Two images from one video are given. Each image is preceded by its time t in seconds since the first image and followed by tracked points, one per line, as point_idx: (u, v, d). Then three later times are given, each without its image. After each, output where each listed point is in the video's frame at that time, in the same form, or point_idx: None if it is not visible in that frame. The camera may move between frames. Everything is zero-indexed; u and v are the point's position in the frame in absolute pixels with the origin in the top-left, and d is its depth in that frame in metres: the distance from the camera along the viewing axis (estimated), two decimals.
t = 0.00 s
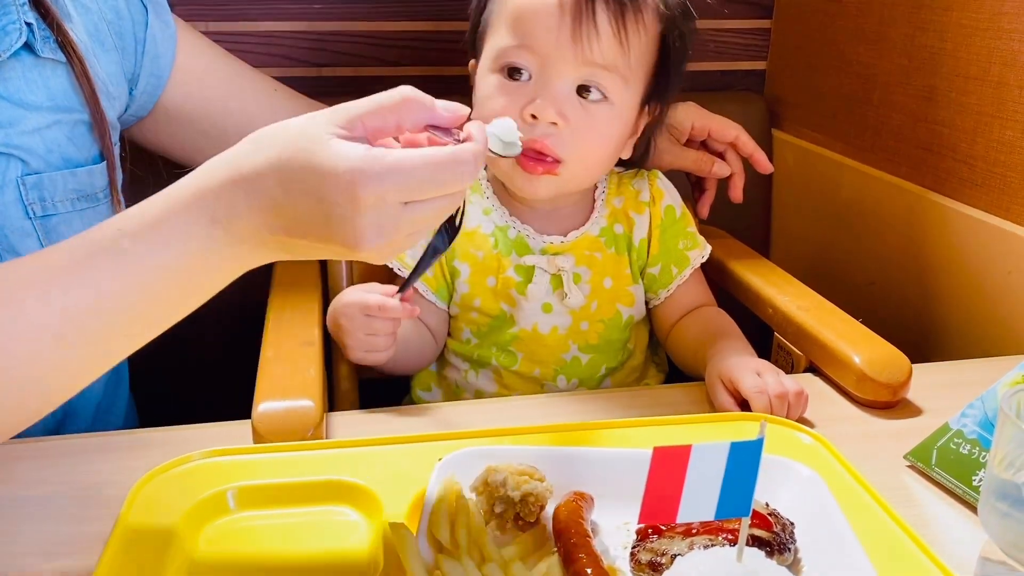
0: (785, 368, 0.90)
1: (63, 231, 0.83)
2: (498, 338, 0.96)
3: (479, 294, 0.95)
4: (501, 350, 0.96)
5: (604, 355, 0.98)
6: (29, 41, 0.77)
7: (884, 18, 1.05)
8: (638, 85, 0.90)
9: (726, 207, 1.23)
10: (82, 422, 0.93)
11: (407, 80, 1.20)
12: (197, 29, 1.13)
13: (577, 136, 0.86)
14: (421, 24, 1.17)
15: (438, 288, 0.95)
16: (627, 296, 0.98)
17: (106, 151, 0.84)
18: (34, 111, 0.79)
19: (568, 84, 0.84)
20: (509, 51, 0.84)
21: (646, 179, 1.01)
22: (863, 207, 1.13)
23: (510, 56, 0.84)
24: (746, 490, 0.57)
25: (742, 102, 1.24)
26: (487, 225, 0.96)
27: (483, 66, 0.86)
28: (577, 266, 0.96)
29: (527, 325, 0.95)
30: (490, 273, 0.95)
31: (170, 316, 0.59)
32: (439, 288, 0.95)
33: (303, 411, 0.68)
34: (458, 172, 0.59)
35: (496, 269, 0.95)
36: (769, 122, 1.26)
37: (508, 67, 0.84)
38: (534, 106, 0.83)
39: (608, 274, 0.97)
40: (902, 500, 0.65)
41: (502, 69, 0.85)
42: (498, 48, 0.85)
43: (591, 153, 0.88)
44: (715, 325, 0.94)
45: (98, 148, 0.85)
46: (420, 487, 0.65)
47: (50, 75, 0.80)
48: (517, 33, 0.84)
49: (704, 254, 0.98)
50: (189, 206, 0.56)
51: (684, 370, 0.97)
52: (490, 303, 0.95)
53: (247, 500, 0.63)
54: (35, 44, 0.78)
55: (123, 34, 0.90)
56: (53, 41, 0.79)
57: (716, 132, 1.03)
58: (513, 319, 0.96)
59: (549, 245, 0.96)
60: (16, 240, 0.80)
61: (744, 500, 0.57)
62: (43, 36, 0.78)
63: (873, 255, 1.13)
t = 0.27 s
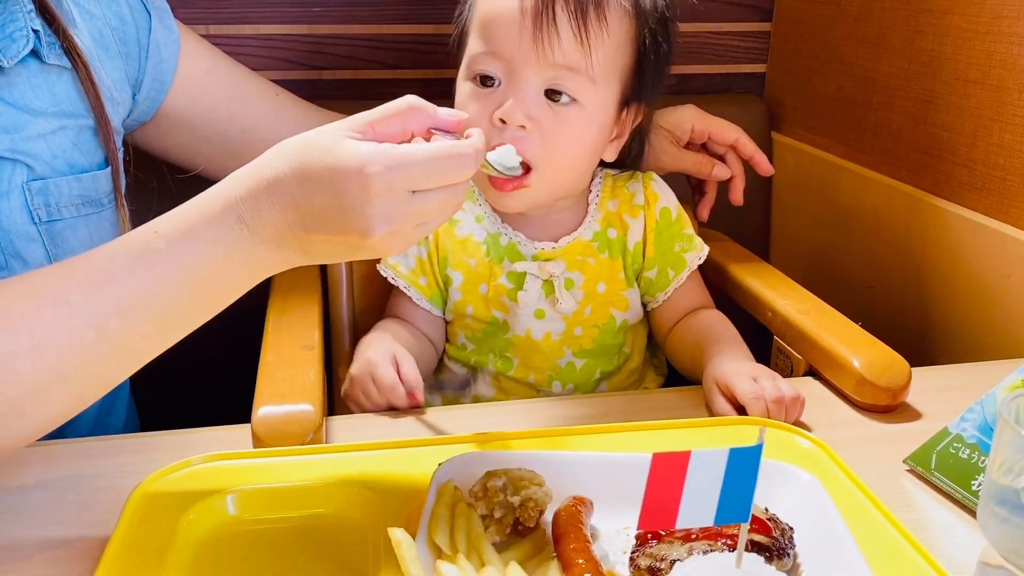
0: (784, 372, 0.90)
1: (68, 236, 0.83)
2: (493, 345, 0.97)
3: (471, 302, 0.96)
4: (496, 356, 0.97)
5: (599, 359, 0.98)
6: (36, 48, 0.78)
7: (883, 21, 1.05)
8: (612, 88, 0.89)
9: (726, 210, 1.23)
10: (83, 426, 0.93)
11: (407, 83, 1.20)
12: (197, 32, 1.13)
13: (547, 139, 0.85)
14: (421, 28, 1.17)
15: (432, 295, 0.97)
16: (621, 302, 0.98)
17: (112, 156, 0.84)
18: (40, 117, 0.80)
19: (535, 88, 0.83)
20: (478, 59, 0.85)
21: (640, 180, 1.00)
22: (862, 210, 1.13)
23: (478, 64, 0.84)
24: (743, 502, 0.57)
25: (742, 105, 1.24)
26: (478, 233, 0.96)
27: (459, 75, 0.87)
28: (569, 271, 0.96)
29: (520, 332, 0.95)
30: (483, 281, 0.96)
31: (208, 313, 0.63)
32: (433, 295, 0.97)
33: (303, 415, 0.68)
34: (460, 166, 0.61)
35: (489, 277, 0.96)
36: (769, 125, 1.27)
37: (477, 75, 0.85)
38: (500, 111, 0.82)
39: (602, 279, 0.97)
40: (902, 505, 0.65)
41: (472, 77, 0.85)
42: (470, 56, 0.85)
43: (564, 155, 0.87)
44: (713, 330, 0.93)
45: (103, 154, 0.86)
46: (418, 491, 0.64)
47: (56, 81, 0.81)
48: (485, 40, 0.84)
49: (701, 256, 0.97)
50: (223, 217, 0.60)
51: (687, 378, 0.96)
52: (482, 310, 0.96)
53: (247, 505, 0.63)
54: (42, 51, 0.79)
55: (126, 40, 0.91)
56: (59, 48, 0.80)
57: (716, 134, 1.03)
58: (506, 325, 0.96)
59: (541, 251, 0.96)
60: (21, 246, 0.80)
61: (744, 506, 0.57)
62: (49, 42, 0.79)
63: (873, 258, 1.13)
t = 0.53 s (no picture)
0: (787, 374, 0.90)
1: (73, 239, 0.83)
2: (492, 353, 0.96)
3: (468, 310, 0.96)
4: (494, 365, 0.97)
5: (597, 366, 0.98)
6: (43, 52, 0.79)
7: (885, 23, 1.05)
8: (610, 76, 0.89)
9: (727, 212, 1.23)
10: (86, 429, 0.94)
11: (409, 85, 1.20)
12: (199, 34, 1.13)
13: (546, 126, 0.84)
14: (423, 30, 1.17)
15: (430, 303, 0.97)
16: (620, 309, 0.97)
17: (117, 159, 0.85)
18: (45, 120, 0.80)
19: (533, 74, 0.83)
20: (474, 51, 0.84)
21: (639, 185, 1.00)
22: (864, 212, 1.13)
23: (475, 55, 0.84)
24: (748, 503, 0.57)
25: (744, 107, 1.24)
26: (475, 242, 0.96)
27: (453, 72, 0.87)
28: (566, 279, 0.96)
29: (518, 341, 0.95)
30: (479, 290, 0.95)
31: (220, 311, 0.63)
32: (432, 301, 0.97)
33: (305, 417, 0.68)
34: (457, 152, 0.61)
35: (486, 287, 0.95)
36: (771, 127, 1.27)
37: (473, 68, 0.84)
38: (498, 97, 0.82)
39: (600, 286, 0.97)
40: (905, 507, 0.65)
41: (468, 70, 0.85)
42: (465, 51, 0.85)
43: (563, 144, 0.86)
44: (712, 337, 0.92)
45: (108, 158, 0.86)
46: (420, 493, 0.64)
47: (61, 84, 0.81)
48: (479, 32, 0.84)
49: (702, 261, 0.97)
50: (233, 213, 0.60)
51: (690, 380, 0.97)
52: (480, 319, 0.96)
53: (250, 508, 0.63)
54: (48, 55, 0.79)
55: (132, 44, 0.91)
56: (65, 52, 0.80)
57: (718, 134, 1.03)
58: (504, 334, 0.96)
59: (538, 260, 0.95)
60: (25, 249, 0.80)
61: (748, 511, 0.57)
62: (56, 46, 0.80)
63: (875, 260, 1.13)
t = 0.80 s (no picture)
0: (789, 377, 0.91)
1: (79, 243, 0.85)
2: (493, 355, 0.97)
3: (470, 311, 0.96)
4: (496, 367, 0.97)
5: (598, 370, 0.97)
6: (48, 57, 0.79)
7: (887, 26, 1.05)
8: (619, 79, 0.89)
9: (728, 214, 1.24)
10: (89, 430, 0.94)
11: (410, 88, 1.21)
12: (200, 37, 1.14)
13: (554, 132, 0.84)
14: (425, 33, 1.18)
15: (434, 301, 0.97)
16: (621, 312, 0.97)
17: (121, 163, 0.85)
18: (50, 124, 0.80)
19: (541, 80, 0.83)
20: (483, 53, 0.84)
21: (642, 185, 1.00)
22: (866, 214, 1.13)
23: (483, 58, 0.84)
24: (753, 508, 0.57)
25: (745, 110, 1.24)
26: (478, 242, 0.96)
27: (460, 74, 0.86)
28: (568, 283, 0.96)
29: (520, 344, 0.95)
30: (482, 291, 0.96)
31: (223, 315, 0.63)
32: (436, 301, 0.97)
33: (308, 421, 0.68)
34: (458, 79, 0.59)
35: (488, 288, 0.95)
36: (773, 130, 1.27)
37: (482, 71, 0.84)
38: (506, 103, 0.82)
39: (602, 289, 0.97)
40: (909, 511, 0.65)
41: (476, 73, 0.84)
42: (473, 52, 0.84)
43: (570, 150, 0.86)
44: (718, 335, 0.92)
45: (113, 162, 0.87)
46: (425, 498, 0.64)
47: (65, 88, 0.81)
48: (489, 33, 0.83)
49: (715, 253, 0.97)
50: (246, 178, 0.58)
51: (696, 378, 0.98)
52: (481, 321, 0.96)
53: (253, 511, 0.63)
54: (53, 59, 0.79)
55: (135, 48, 0.91)
56: (69, 56, 0.80)
57: (720, 135, 1.04)
58: (505, 337, 0.96)
59: (540, 264, 0.95)
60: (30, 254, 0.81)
61: (752, 513, 0.58)
62: (60, 50, 0.80)
63: (877, 263, 1.13)
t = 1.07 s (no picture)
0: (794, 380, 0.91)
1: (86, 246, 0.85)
2: (497, 365, 0.96)
3: (474, 319, 0.95)
4: (499, 378, 0.97)
5: (603, 379, 0.98)
6: (53, 59, 0.80)
7: (889, 30, 1.05)
8: (630, 81, 0.88)
9: (731, 217, 1.24)
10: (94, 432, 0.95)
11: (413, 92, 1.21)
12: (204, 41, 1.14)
13: (563, 133, 0.85)
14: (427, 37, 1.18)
15: (441, 308, 0.95)
16: (627, 322, 0.98)
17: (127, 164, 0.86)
18: (55, 126, 0.81)
19: (553, 81, 0.83)
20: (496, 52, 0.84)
21: (647, 193, 1.00)
22: (869, 218, 1.13)
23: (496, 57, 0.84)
24: (758, 506, 0.60)
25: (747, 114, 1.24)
26: (484, 249, 0.95)
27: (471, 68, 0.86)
28: (575, 292, 0.96)
29: (525, 355, 0.95)
30: (487, 298, 0.95)
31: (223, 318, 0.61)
32: (443, 306, 0.96)
33: (312, 424, 0.68)
34: None
35: (494, 294, 0.95)
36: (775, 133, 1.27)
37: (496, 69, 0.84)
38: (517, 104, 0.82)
39: (608, 299, 0.97)
40: (913, 515, 0.65)
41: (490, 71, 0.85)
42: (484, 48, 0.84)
43: (579, 151, 0.86)
44: (724, 335, 0.91)
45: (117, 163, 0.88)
46: (428, 502, 0.64)
47: (70, 90, 0.82)
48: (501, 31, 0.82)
49: (724, 258, 0.97)
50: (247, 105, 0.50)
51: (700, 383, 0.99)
52: (486, 329, 0.95)
53: (257, 515, 0.63)
54: (58, 61, 0.80)
55: (139, 51, 0.91)
56: (75, 58, 0.81)
57: (721, 139, 1.04)
58: (508, 346, 0.96)
59: (547, 274, 0.95)
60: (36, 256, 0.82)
61: (756, 519, 0.59)
62: (65, 53, 0.81)
63: (880, 266, 1.13)
